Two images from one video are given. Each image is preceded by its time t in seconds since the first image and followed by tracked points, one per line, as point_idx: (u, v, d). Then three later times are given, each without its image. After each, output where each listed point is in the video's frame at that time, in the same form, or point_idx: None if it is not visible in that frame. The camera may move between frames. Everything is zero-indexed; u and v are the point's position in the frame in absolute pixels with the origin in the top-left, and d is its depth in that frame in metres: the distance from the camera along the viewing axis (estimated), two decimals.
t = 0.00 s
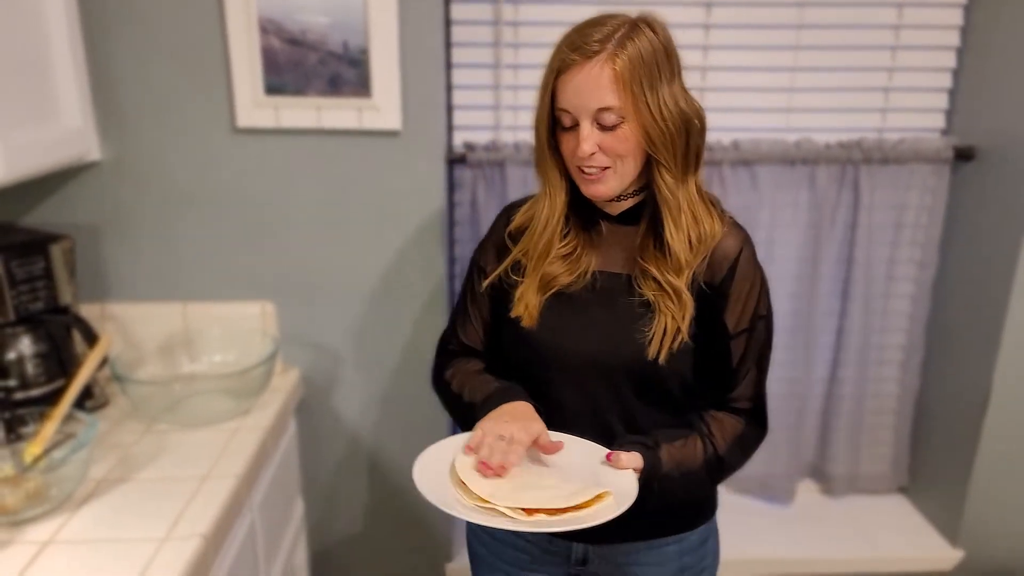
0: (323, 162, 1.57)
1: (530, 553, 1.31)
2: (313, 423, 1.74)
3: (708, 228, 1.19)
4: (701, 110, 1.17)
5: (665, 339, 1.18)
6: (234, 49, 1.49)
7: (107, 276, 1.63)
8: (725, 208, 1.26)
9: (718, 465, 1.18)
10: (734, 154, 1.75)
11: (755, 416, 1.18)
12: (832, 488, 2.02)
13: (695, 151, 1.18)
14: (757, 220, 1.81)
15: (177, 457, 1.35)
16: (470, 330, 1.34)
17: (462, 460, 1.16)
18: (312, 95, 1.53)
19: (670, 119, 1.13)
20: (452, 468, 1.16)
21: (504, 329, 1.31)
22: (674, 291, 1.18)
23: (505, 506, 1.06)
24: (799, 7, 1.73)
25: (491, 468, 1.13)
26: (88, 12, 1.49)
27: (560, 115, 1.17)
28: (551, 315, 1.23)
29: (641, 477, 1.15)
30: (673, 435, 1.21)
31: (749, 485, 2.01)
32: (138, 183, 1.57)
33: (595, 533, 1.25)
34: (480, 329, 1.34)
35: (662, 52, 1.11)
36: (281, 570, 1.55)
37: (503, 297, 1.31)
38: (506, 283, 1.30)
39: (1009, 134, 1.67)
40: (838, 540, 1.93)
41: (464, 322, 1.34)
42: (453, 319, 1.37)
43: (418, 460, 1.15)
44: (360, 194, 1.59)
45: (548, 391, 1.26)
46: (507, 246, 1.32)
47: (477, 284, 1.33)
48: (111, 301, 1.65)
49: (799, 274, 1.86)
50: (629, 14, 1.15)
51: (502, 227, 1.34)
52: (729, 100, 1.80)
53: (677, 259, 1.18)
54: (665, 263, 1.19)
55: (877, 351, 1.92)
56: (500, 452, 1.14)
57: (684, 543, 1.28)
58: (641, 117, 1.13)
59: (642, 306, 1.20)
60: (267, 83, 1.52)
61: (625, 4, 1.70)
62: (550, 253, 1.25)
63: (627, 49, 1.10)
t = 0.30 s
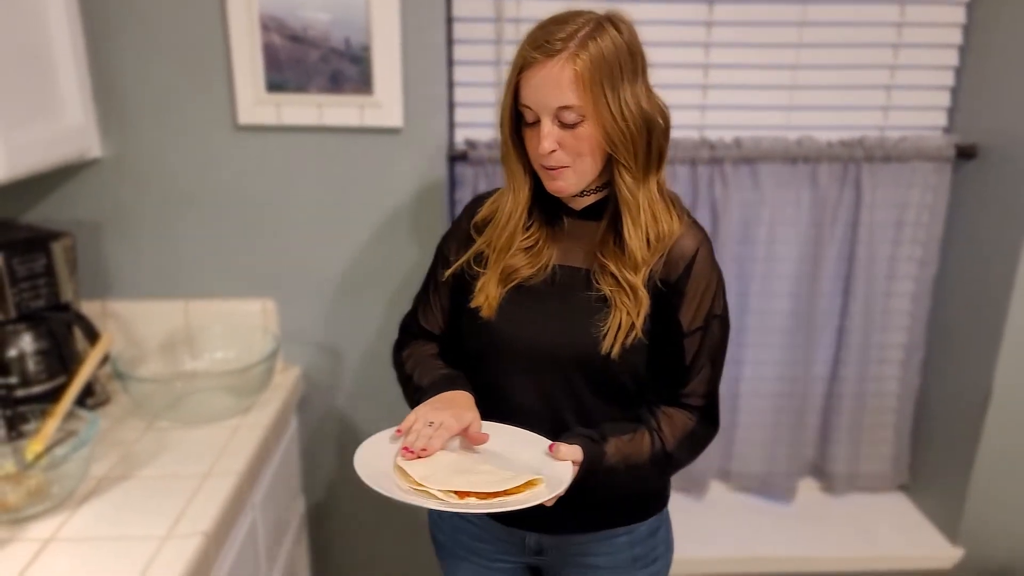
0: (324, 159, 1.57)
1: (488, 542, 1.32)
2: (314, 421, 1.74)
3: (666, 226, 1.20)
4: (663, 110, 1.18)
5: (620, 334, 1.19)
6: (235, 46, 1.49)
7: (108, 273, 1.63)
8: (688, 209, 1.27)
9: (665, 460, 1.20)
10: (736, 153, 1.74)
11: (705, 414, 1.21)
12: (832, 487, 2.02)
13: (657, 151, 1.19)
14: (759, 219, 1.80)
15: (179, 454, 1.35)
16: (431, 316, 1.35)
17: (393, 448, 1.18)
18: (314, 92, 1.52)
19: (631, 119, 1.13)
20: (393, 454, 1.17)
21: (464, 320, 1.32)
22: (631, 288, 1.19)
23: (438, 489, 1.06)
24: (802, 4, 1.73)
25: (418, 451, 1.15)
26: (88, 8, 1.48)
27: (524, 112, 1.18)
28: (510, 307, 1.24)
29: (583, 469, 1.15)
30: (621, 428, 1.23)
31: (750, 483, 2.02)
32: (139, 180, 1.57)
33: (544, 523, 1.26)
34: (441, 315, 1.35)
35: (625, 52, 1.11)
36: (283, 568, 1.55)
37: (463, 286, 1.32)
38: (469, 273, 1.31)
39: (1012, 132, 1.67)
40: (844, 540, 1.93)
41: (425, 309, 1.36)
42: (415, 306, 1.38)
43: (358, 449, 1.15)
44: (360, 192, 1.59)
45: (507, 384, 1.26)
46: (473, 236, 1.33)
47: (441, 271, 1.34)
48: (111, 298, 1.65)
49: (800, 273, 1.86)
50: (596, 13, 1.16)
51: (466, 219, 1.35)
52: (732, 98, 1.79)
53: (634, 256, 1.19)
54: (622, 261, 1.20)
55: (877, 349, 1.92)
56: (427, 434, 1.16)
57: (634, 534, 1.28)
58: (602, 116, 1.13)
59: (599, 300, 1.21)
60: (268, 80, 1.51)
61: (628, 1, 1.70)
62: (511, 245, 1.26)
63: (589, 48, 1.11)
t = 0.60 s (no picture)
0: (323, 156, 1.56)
1: (459, 537, 1.32)
2: (314, 418, 1.73)
3: (628, 220, 1.21)
4: (622, 107, 1.18)
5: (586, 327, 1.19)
6: (235, 43, 1.48)
7: (107, 271, 1.63)
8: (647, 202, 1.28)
9: (629, 450, 1.20)
10: (738, 151, 1.74)
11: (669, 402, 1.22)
12: (832, 485, 2.02)
13: (616, 148, 1.20)
14: (761, 217, 1.80)
15: (179, 452, 1.35)
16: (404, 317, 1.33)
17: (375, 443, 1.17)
18: (314, 89, 1.52)
19: (590, 118, 1.14)
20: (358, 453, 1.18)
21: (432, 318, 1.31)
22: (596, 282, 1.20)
23: (399, 479, 1.08)
24: (804, 1, 1.72)
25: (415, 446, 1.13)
26: (87, 4, 1.48)
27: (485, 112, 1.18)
28: (477, 304, 1.24)
29: (545, 458, 1.14)
30: (585, 418, 1.23)
31: (750, 481, 2.01)
32: (139, 177, 1.57)
33: (512, 516, 1.26)
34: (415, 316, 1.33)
35: (583, 53, 1.11)
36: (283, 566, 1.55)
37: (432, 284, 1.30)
38: (435, 272, 1.30)
39: (1014, 130, 1.66)
40: (845, 538, 1.93)
41: (395, 310, 1.33)
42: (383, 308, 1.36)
43: (323, 448, 1.16)
44: (360, 188, 1.58)
45: (474, 380, 1.26)
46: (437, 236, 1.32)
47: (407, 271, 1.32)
48: (111, 296, 1.64)
49: (802, 271, 1.86)
50: (552, 12, 1.16)
51: (431, 218, 1.34)
52: (734, 96, 1.79)
53: (598, 250, 1.19)
54: (587, 255, 1.20)
55: (878, 348, 1.91)
56: (423, 430, 1.14)
57: (602, 526, 1.28)
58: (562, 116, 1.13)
59: (565, 295, 1.21)
60: (269, 77, 1.51)
61: None
62: (476, 243, 1.25)
63: (548, 50, 1.11)
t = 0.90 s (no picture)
0: (321, 155, 1.56)
1: (445, 538, 1.32)
2: (313, 417, 1.73)
3: (606, 216, 1.21)
4: (596, 106, 1.19)
5: (570, 322, 1.20)
6: (235, 42, 1.48)
7: (107, 270, 1.63)
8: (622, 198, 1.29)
9: (609, 444, 1.20)
10: (738, 149, 1.74)
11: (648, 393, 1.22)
12: (832, 484, 2.02)
13: (592, 145, 1.20)
14: (761, 216, 1.80)
15: (179, 451, 1.35)
16: (385, 318, 1.31)
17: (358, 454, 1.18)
18: (314, 88, 1.52)
19: (568, 116, 1.14)
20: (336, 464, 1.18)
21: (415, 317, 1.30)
22: (578, 277, 1.20)
23: (386, 492, 1.10)
24: None
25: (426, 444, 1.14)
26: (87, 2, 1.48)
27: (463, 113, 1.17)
28: (460, 301, 1.23)
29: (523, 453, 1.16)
30: (565, 414, 1.24)
31: (750, 480, 2.01)
32: (139, 175, 1.57)
33: (496, 514, 1.26)
34: (396, 319, 1.32)
35: (560, 53, 1.11)
36: (283, 565, 1.55)
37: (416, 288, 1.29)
38: (415, 273, 1.28)
39: (1015, 130, 1.66)
40: (845, 537, 1.93)
41: (379, 316, 1.31)
42: (365, 313, 1.34)
43: (303, 463, 1.16)
44: (358, 187, 1.58)
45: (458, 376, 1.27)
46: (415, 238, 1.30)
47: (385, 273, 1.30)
48: (110, 294, 1.64)
49: (801, 270, 1.85)
50: (526, 13, 1.15)
51: (408, 218, 1.32)
52: (734, 95, 1.79)
53: (578, 247, 1.19)
54: (568, 251, 1.20)
55: (878, 347, 1.91)
56: (428, 429, 1.14)
57: (586, 522, 1.29)
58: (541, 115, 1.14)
59: (548, 290, 1.21)
60: (268, 76, 1.51)
61: None
62: (457, 242, 1.24)
63: (525, 50, 1.10)
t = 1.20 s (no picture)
0: (321, 152, 1.56)
1: (441, 541, 1.31)
2: (312, 415, 1.73)
3: (600, 212, 1.21)
4: (589, 101, 1.19)
5: (563, 318, 1.19)
6: (235, 38, 1.48)
7: (107, 267, 1.63)
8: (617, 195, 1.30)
9: (604, 443, 1.20)
10: (739, 147, 1.73)
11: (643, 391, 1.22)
12: (832, 483, 2.02)
13: (586, 142, 1.20)
14: (762, 214, 1.79)
15: (179, 448, 1.35)
16: (377, 318, 1.31)
17: (352, 455, 1.16)
18: (313, 85, 1.51)
19: (562, 112, 1.15)
20: (330, 464, 1.17)
21: (407, 317, 1.30)
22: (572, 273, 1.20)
23: (377, 495, 1.08)
24: None
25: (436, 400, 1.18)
26: None
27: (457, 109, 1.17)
28: (453, 298, 1.23)
29: (516, 456, 1.14)
30: (561, 414, 1.24)
31: (749, 478, 2.01)
32: (139, 172, 1.57)
33: (494, 517, 1.26)
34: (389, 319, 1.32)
35: (554, 48, 1.12)
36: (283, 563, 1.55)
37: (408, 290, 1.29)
38: (406, 272, 1.28)
39: (1017, 128, 1.66)
40: (845, 535, 1.93)
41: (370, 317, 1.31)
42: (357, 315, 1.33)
43: (295, 463, 1.15)
44: (359, 185, 1.58)
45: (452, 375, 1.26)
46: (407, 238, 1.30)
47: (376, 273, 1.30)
48: (110, 292, 1.64)
49: (802, 268, 1.85)
50: (520, 9, 1.16)
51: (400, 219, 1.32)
52: (735, 92, 1.78)
53: (572, 243, 1.19)
54: (561, 247, 1.20)
55: (878, 346, 1.91)
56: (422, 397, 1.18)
57: (584, 522, 1.28)
58: (535, 111, 1.14)
59: (541, 287, 1.21)
60: (268, 73, 1.51)
61: None
62: (449, 239, 1.24)
63: (519, 46, 1.11)
